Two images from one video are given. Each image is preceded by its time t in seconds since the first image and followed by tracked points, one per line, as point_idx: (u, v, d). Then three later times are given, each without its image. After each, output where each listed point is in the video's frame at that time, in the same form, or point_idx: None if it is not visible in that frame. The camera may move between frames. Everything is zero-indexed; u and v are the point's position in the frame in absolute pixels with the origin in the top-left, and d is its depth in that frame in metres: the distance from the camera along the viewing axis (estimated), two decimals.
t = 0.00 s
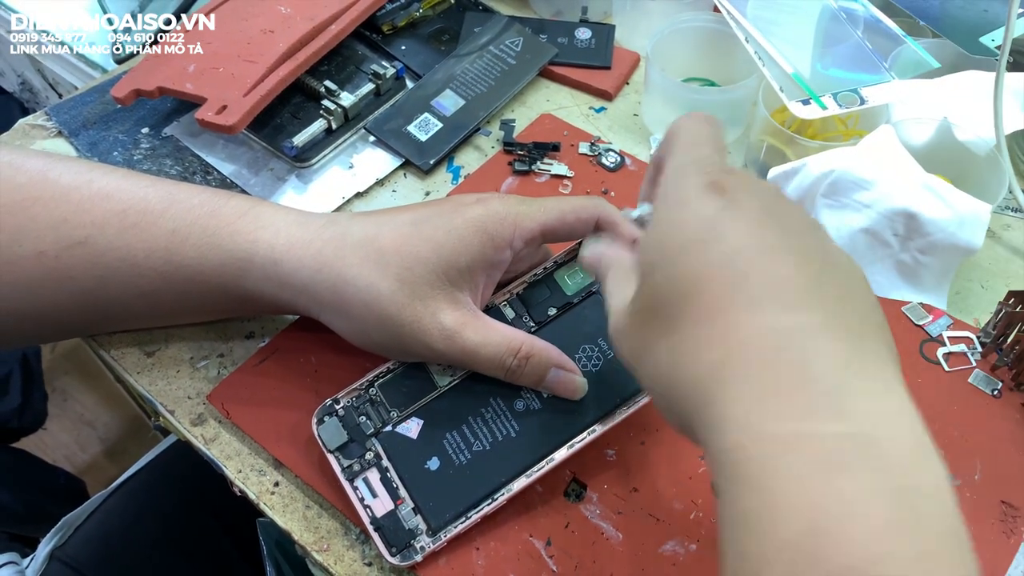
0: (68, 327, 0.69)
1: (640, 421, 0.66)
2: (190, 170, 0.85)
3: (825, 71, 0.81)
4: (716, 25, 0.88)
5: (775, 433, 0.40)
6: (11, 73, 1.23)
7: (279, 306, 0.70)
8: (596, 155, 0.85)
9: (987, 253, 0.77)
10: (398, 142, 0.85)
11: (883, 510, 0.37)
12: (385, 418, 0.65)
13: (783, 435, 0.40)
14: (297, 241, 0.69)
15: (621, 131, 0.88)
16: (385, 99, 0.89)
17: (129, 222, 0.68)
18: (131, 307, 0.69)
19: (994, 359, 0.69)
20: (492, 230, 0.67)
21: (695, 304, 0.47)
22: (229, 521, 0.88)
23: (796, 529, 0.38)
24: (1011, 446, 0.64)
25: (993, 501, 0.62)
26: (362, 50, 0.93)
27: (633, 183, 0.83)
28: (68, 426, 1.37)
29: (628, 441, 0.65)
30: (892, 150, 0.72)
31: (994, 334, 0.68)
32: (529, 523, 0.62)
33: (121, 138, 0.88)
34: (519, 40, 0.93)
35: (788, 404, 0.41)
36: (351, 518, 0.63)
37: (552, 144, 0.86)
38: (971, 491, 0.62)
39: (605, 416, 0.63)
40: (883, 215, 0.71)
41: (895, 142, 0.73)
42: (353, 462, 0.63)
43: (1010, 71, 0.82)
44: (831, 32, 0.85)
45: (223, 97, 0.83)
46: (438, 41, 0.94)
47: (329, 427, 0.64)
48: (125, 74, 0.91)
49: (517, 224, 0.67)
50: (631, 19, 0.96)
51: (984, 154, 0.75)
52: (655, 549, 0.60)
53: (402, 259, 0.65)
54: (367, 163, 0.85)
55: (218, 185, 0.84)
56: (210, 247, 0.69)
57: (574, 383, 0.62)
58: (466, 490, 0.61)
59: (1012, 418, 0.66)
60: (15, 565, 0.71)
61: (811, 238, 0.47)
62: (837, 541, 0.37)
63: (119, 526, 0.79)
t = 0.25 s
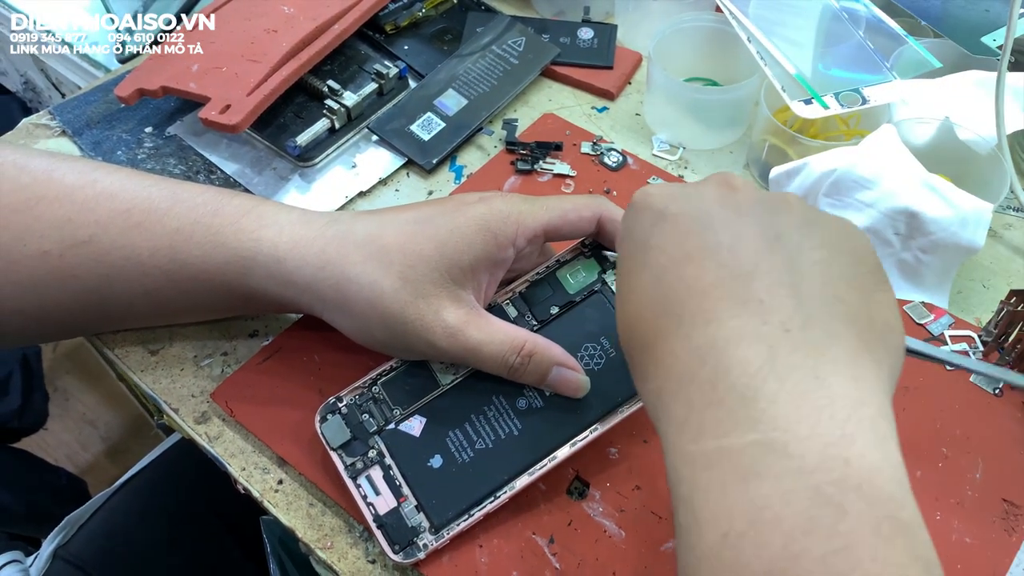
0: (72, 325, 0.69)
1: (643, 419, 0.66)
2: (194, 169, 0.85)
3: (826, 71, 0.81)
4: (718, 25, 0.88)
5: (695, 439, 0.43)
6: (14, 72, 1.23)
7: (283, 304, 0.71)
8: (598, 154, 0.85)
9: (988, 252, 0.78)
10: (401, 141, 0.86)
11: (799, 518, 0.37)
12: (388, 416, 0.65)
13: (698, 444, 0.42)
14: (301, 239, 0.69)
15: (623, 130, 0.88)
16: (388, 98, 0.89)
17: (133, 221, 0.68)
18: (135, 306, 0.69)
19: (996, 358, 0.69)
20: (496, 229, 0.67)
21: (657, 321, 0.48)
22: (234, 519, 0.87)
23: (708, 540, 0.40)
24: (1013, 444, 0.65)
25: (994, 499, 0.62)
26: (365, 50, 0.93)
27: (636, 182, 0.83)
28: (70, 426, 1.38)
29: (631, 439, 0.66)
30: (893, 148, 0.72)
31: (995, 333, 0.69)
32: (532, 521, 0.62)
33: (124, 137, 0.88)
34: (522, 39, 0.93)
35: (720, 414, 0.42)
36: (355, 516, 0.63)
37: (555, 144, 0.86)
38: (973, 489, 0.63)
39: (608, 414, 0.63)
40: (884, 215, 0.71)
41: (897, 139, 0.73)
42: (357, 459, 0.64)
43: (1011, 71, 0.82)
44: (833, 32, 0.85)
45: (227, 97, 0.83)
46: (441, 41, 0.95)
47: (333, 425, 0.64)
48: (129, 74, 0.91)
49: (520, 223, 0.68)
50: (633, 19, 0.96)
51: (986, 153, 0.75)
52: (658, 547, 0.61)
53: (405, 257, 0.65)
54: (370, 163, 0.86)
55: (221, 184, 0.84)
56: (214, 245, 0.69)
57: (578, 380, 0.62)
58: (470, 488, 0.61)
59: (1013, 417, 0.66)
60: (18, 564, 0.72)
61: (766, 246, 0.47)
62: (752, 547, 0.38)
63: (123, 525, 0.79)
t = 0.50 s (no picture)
0: (75, 322, 0.70)
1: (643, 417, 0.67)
2: (196, 167, 0.85)
3: (827, 70, 0.81)
4: (720, 24, 0.88)
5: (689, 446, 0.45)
6: (16, 71, 1.24)
7: (285, 302, 0.71)
8: (599, 153, 0.85)
9: (989, 251, 0.78)
10: (403, 140, 0.86)
11: (790, 520, 0.39)
12: (390, 413, 0.65)
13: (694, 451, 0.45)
14: (303, 237, 0.69)
15: (624, 129, 0.89)
16: (389, 97, 0.90)
17: (136, 218, 0.68)
18: (138, 303, 0.69)
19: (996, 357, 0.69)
20: (497, 227, 0.67)
21: (658, 335, 0.51)
22: (236, 518, 0.88)
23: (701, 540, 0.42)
24: (1013, 443, 0.65)
25: (995, 497, 0.62)
26: (367, 49, 0.93)
27: (637, 181, 0.83)
28: (71, 425, 1.38)
29: (632, 437, 0.66)
30: (894, 146, 0.72)
31: (995, 331, 0.68)
32: (534, 518, 0.63)
33: (127, 135, 0.88)
34: (523, 39, 0.93)
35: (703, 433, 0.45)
36: (356, 513, 0.64)
37: (557, 142, 0.86)
38: (973, 487, 0.63)
39: (609, 412, 0.63)
40: (884, 213, 0.71)
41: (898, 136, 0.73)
42: (358, 457, 0.64)
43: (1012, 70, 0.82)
44: (834, 31, 0.86)
45: (229, 95, 0.83)
46: (442, 40, 0.95)
47: (334, 422, 0.65)
48: (132, 72, 0.91)
49: (522, 221, 0.67)
50: (635, 19, 0.97)
51: (986, 152, 0.75)
52: (659, 545, 0.61)
53: (407, 255, 0.66)
54: (372, 161, 0.86)
55: (223, 182, 0.85)
56: (216, 242, 0.69)
57: (578, 379, 0.62)
58: (471, 485, 0.61)
59: (1013, 415, 0.66)
60: (20, 562, 0.73)
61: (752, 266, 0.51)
62: (745, 546, 0.40)
63: (124, 523, 0.79)
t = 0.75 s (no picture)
0: (76, 320, 0.70)
1: (642, 416, 0.67)
2: (196, 166, 0.85)
3: (826, 69, 0.81)
4: (719, 24, 0.88)
5: (772, 433, 0.43)
6: (16, 71, 1.24)
7: (286, 301, 0.71)
8: (599, 153, 0.85)
9: (988, 250, 0.78)
10: (403, 140, 0.86)
11: (886, 508, 0.38)
12: (389, 412, 0.65)
13: (779, 438, 0.43)
14: (304, 235, 0.69)
15: (624, 129, 0.89)
16: (389, 97, 0.90)
17: (137, 216, 0.69)
18: (139, 300, 0.69)
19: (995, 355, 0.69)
20: (497, 226, 0.67)
21: (739, 327, 0.47)
22: (236, 518, 0.88)
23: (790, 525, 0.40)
24: (1011, 441, 0.65)
25: (994, 495, 0.62)
26: (367, 49, 0.94)
27: (637, 181, 0.83)
28: (71, 425, 1.38)
29: (631, 436, 0.66)
30: (894, 146, 0.72)
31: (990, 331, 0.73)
32: (533, 516, 0.63)
33: (127, 134, 0.88)
34: (523, 38, 0.94)
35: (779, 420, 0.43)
36: (356, 511, 0.64)
37: (556, 142, 0.86)
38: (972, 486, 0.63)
39: (608, 411, 0.63)
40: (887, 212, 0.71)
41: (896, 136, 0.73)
42: (358, 455, 0.64)
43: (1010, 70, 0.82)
44: (833, 31, 0.86)
45: (229, 95, 0.83)
46: (442, 39, 0.95)
47: (334, 421, 0.65)
48: (132, 72, 0.91)
49: (521, 220, 0.68)
50: (635, 19, 0.97)
51: (985, 152, 0.75)
52: (658, 543, 0.61)
53: (407, 253, 0.66)
54: (371, 161, 0.86)
55: (223, 181, 0.85)
56: (217, 241, 0.69)
57: (578, 378, 0.62)
58: (471, 484, 0.61)
59: (1012, 414, 0.66)
60: (20, 561, 0.73)
61: (839, 250, 0.47)
62: (839, 531, 0.38)
63: (124, 522, 0.79)
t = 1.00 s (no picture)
0: (73, 321, 0.70)
1: (639, 417, 0.67)
2: (194, 167, 0.85)
3: (824, 72, 0.82)
4: (717, 25, 0.88)
5: (809, 392, 0.43)
6: (15, 72, 1.24)
7: (283, 302, 0.71)
8: (597, 154, 0.85)
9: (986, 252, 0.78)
10: (401, 141, 0.86)
11: (923, 468, 0.38)
12: (387, 413, 0.65)
13: (817, 398, 0.43)
14: (301, 236, 0.69)
15: (622, 130, 0.89)
16: (387, 98, 0.90)
17: (134, 216, 0.69)
18: (137, 301, 0.69)
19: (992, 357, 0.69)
20: (494, 227, 0.67)
21: (780, 291, 0.47)
22: (234, 519, 0.88)
23: (828, 482, 0.40)
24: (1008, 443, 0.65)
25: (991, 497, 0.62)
26: (364, 50, 0.94)
27: (634, 182, 0.83)
28: (69, 425, 1.38)
29: (629, 437, 0.66)
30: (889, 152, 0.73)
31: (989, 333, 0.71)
32: (530, 518, 0.63)
33: (125, 135, 0.88)
34: (521, 39, 0.94)
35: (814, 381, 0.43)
36: (353, 513, 0.64)
37: (554, 143, 0.86)
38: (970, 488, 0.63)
39: (605, 412, 0.63)
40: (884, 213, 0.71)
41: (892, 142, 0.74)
42: (355, 456, 0.64)
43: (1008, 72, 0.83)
44: (831, 33, 0.86)
45: (227, 95, 0.83)
46: (440, 41, 0.95)
47: (332, 422, 0.65)
48: (130, 72, 0.91)
49: (519, 222, 0.68)
50: (633, 19, 0.97)
51: (983, 154, 0.76)
52: (655, 545, 0.61)
53: (405, 255, 0.66)
54: (369, 162, 0.86)
55: (221, 182, 0.85)
56: (214, 242, 0.69)
57: (576, 379, 0.62)
58: (468, 485, 0.61)
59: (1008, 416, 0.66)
60: (17, 562, 0.73)
61: (883, 215, 0.46)
62: (879, 486, 0.38)
63: (122, 523, 0.79)
